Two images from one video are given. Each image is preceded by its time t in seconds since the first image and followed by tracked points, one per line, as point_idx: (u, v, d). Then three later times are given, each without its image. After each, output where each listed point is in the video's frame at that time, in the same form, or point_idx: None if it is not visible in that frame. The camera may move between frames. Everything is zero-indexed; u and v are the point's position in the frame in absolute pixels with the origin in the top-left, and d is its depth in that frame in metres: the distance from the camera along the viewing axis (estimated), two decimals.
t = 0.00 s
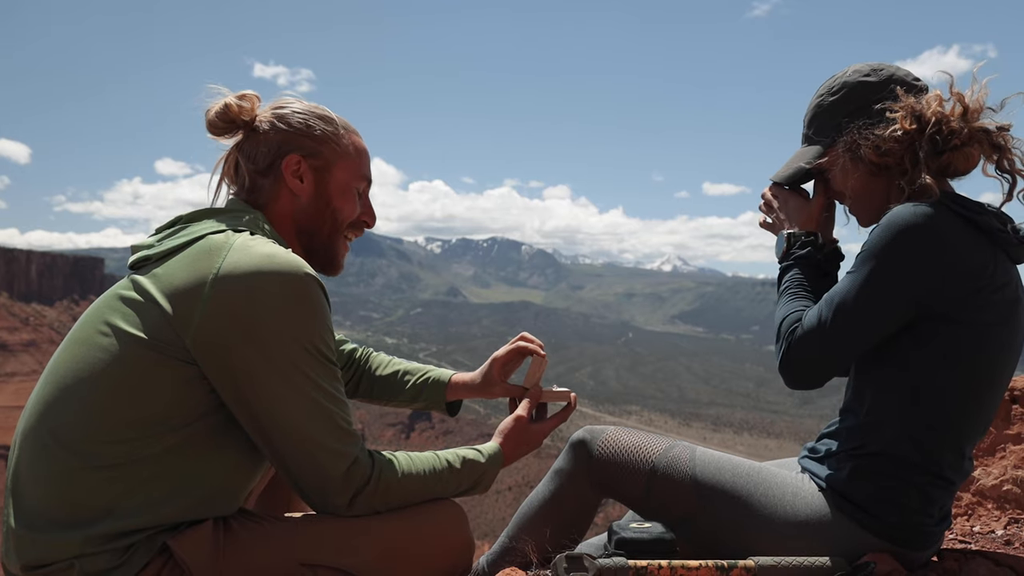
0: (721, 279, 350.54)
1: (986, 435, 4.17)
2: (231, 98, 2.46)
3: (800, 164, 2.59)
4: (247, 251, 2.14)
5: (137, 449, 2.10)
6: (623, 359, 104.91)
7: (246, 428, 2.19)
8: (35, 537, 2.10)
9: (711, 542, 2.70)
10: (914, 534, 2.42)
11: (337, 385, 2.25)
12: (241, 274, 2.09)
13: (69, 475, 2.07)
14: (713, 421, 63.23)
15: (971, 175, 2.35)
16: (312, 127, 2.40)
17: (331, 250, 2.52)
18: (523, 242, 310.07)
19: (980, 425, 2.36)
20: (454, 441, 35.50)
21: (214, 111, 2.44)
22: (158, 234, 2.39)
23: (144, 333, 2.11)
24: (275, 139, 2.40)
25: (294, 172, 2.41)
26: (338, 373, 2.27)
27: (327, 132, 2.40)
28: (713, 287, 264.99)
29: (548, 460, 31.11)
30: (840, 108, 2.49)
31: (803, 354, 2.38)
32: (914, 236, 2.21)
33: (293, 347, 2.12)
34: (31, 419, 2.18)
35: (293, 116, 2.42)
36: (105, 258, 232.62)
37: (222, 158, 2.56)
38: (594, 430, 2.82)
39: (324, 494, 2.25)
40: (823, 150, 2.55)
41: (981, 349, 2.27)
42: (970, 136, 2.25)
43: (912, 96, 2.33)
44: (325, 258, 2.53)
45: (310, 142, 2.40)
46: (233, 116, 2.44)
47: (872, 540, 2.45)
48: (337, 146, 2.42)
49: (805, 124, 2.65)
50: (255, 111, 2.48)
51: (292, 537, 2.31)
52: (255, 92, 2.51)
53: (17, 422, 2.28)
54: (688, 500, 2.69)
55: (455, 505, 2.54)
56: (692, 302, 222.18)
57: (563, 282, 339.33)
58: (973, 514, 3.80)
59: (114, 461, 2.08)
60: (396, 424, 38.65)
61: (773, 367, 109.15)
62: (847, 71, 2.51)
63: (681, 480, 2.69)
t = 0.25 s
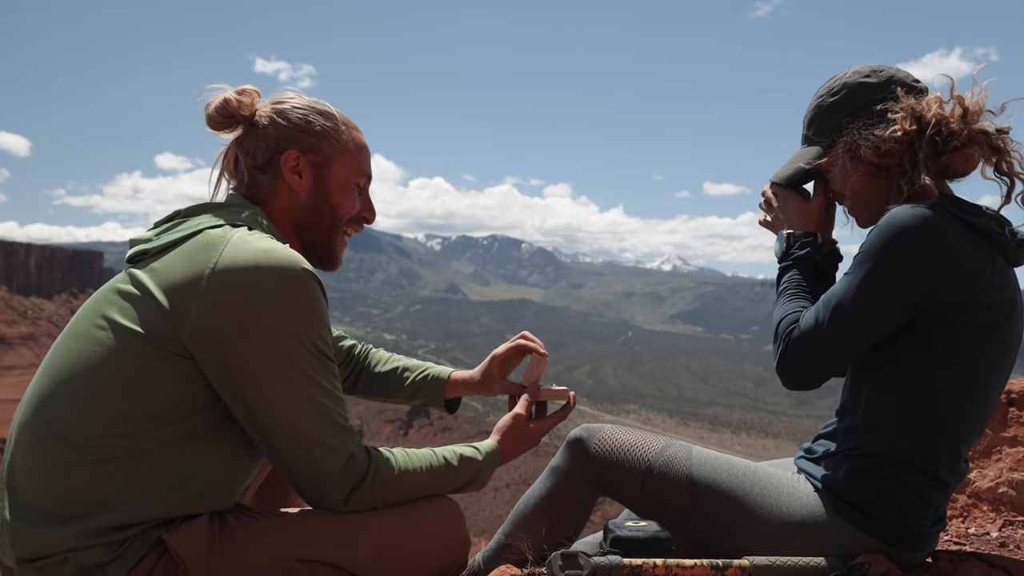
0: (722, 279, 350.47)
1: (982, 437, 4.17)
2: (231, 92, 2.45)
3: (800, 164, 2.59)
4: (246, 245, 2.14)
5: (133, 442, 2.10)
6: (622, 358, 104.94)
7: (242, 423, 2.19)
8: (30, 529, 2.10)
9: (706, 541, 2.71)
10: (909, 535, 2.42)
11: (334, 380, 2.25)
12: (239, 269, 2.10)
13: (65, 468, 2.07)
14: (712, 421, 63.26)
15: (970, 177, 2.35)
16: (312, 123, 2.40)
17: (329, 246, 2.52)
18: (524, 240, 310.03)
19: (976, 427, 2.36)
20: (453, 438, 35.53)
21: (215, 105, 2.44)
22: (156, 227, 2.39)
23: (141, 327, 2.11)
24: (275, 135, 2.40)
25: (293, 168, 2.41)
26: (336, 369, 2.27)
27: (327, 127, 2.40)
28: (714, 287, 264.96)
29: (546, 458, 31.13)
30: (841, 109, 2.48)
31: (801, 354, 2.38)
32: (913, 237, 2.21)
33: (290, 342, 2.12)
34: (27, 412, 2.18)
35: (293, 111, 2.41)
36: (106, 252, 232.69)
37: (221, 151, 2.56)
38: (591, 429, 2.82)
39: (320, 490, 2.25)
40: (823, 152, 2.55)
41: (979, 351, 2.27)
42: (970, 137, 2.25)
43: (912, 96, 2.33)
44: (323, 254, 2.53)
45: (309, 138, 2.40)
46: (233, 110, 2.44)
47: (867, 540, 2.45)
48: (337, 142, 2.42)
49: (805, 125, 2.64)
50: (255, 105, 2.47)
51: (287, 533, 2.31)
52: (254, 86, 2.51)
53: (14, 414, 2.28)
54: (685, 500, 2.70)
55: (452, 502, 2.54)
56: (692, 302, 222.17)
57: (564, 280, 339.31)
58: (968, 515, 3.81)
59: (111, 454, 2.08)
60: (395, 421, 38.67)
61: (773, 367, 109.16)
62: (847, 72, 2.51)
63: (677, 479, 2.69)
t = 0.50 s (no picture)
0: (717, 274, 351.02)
1: (970, 433, 4.20)
2: (220, 83, 2.45)
3: (789, 162, 2.61)
4: (234, 236, 2.13)
5: (120, 433, 2.10)
6: (616, 351, 105.12)
7: (230, 414, 2.19)
8: (16, 520, 2.10)
9: (695, 534, 2.71)
10: (896, 530, 2.44)
11: (323, 372, 2.25)
12: (227, 260, 2.09)
13: (51, 459, 2.07)
14: (705, 415, 63.45)
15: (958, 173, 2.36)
16: (301, 114, 2.38)
17: (321, 237, 2.50)
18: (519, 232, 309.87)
19: (963, 423, 2.37)
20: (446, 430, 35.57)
21: (203, 95, 2.43)
22: (145, 218, 2.38)
23: (129, 317, 2.10)
24: (264, 125, 2.39)
25: (282, 159, 2.40)
26: (324, 360, 2.26)
27: (316, 118, 2.39)
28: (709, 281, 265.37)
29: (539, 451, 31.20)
30: (830, 106, 2.48)
31: (790, 350, 2.38)
32: (901, 233, 2.21)
33: (278, 334, 2.12)
34: (14, 403, 2.18)
35: (282, 102, 2.40)
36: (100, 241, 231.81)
37: (210, 142, 2.55)
38: (580, 422, 2.82)
39: (308, 481, 2.25)
40: (812, 150, 2.56)
41: (966, 347, 2.28)
42: (958, 134, 2.26)
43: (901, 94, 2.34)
44: (313, 245, 2.52)
45: (298, 129, 2.39)
46: (222, 101, 2.42)
47: (855, 535, 2.48)
48: (326, 133, 2.41)
49: (794, 122, 2.64)
50: (243, 96, 2.46)
51: (275, 525, 2.31)
52: (243, 76, 2.50)
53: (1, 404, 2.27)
54: (674, 493, 2.70)
55: (441, 496, 2.54)
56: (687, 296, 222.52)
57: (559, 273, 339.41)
58: (955, 510, 3.83)
59: (97, 445, 2.08)
60: (388, 412, 38.70)
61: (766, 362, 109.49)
62: (836, 69, 2.51)
63: (666, 473, 2.70)
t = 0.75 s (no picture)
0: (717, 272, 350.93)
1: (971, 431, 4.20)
2: (221, 80, 2.45)
3: (788, 160, 2.60)
4: (235, 235, 2.13)
5: (121, 431, 2.10)
6: (617, 349, 105.12)
7: (231, 412, 2.19)
8: (17, 518, 2.10)
9: (695, 532, 2.71)
10: (897, 528, 2.45)
11: (323, 370, 2.25)
12: (228, 258, 2.09)
13: (52, 457, 2.07)
14: (706, 413, 63.47)
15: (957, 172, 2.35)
16: (302, 112, 2.38)
17: (323, 235, 2.51)
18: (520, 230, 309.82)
19: (963, 420, 2.37)
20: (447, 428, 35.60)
21: (204, 93, 2.42)
22: (146, 216, 2.38)
23: (130, 316, 2.10)
24: (265, 123, 2.39)
25: (283, 157, 2.39)
26: (325, 358, 2.26)
27: (317, 117, 2.39)
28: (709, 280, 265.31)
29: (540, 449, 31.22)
30: (829, 104, 2.47)
31: (790, 348, 2.38)
32: (901, 231, 2.21)
33: (278, 332, 2.12)
34: (15, 401, 2.18)
35: (283, 100, 2.40)
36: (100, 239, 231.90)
37: (211, 140, 2.55)
38: (582, 421, 2.82)
39: (309, 479, 2.25)
40: (811, 147, 2.55)
41: (966, 345, 2.27)
42: (956, 132, 2.25)
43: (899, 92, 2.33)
44: (314, 244, 2.52)
45: (299, 127, 2.39)
46: (223, 99, 2.42)
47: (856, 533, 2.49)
48: (327, 132, 2.41)
49: (793, 120, 2.64)
50: (245, 94, 2.46)
51: (276, 522, 2.32)
52: (244, 74, 2.50)
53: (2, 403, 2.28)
54: (674, 492, 2.70)
55: (442, 494, 2.55)
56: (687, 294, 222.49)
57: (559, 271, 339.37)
58: (956, 508, 3.83)
59: (99, 443, 2.08)
60: (389, 410, 38.72)
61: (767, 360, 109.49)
62: (835, 68, 2.51)
63: (666, 471, 2.70)
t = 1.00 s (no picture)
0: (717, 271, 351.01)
1: (969, 430, 4.20)
2: (224, 77, 2.44)
3: (784, 159, 2.61)
4: (234, 231, 2.13)
5: (120, 428, 2.10)
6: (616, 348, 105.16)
7: (230, 409, 2.19)
8: (16, 514, 2.10)
9: (693, 530, 2.72)
10: (895, 526, 2.46)
11: (322, 366, 2.25)
12: (228, 254, 2.09)
13: (51, 453, 2.07)
14: (705, 412, 63.50)
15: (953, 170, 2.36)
16: (304, 110, 2.38)
17: (323, 234, 2.52)
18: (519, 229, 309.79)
19: (961, 419, 2.38)
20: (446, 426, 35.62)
21: (208, 89, 2.42)
22: (145, 212, 2.38)
23: (129, 312, 2.10)
24: (267, 121, 2.38)
25: (285, 155, 2.39)
26: (324, 355, 2.26)
27: (319, 115, 2.39)
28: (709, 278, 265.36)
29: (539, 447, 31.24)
30: (825, 103, 2.47)
31: (788, 347, 2.38)
32: (899, 230, 2.21)
33: (276, 328, 2.12)
34: (14, 397, 2.18)
35: (286, 98, 2.40)
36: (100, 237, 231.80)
37: (213, 135, 2.55)
38: (580, 418, 2.81)
39: (308, 476, 2.26)
40: (807, 146, 2.55)
41: (964, 343, 2.28)
42: (952, 131, 2.26)
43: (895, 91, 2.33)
44: (314, 242, 2.53)
45: (301, 125, 2.38)
46: (226, 95, 2.42)
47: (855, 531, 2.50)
48: (329, 130, 2.41)
49: (789, 119, 2.64)
50: (247, 91, 2.46)
51: (275, 520, 2.32)
52: (247, 71, 2.50)
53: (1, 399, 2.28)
54: (673, 489, 2.70)
55: (441, 491, 2.55)
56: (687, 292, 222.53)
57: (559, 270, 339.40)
58: (954, 507, 3.84)
59: (98, 440, 2.09)
60: (388, 408, 38.74)
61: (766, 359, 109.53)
62: (831, 67, 2.51)
63: (665, 470, 2.70)
